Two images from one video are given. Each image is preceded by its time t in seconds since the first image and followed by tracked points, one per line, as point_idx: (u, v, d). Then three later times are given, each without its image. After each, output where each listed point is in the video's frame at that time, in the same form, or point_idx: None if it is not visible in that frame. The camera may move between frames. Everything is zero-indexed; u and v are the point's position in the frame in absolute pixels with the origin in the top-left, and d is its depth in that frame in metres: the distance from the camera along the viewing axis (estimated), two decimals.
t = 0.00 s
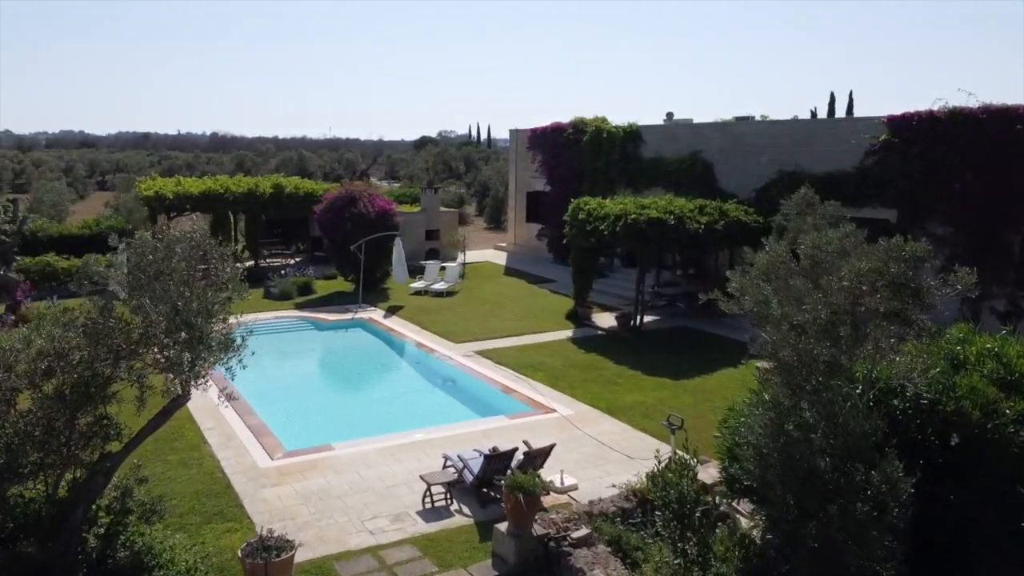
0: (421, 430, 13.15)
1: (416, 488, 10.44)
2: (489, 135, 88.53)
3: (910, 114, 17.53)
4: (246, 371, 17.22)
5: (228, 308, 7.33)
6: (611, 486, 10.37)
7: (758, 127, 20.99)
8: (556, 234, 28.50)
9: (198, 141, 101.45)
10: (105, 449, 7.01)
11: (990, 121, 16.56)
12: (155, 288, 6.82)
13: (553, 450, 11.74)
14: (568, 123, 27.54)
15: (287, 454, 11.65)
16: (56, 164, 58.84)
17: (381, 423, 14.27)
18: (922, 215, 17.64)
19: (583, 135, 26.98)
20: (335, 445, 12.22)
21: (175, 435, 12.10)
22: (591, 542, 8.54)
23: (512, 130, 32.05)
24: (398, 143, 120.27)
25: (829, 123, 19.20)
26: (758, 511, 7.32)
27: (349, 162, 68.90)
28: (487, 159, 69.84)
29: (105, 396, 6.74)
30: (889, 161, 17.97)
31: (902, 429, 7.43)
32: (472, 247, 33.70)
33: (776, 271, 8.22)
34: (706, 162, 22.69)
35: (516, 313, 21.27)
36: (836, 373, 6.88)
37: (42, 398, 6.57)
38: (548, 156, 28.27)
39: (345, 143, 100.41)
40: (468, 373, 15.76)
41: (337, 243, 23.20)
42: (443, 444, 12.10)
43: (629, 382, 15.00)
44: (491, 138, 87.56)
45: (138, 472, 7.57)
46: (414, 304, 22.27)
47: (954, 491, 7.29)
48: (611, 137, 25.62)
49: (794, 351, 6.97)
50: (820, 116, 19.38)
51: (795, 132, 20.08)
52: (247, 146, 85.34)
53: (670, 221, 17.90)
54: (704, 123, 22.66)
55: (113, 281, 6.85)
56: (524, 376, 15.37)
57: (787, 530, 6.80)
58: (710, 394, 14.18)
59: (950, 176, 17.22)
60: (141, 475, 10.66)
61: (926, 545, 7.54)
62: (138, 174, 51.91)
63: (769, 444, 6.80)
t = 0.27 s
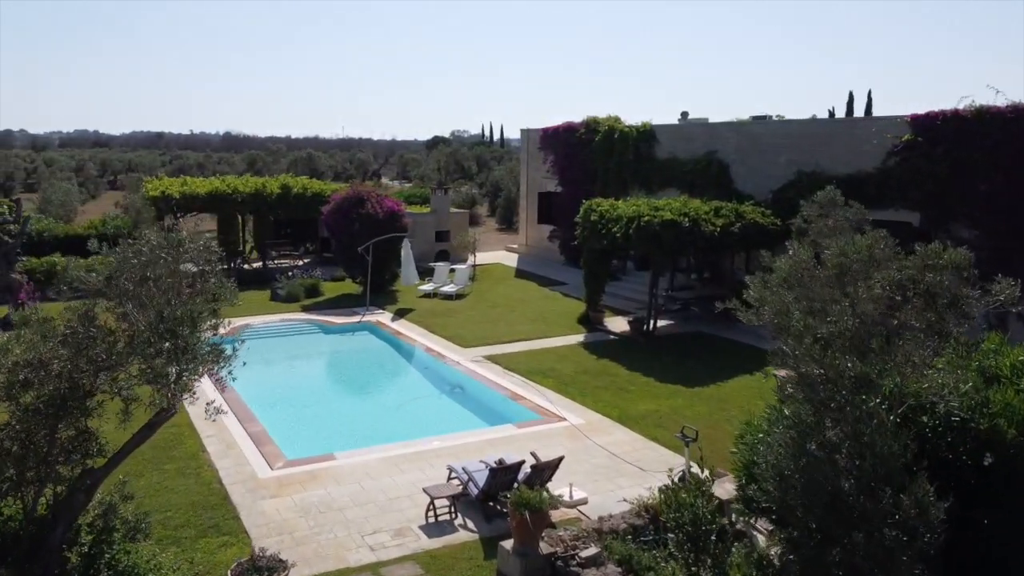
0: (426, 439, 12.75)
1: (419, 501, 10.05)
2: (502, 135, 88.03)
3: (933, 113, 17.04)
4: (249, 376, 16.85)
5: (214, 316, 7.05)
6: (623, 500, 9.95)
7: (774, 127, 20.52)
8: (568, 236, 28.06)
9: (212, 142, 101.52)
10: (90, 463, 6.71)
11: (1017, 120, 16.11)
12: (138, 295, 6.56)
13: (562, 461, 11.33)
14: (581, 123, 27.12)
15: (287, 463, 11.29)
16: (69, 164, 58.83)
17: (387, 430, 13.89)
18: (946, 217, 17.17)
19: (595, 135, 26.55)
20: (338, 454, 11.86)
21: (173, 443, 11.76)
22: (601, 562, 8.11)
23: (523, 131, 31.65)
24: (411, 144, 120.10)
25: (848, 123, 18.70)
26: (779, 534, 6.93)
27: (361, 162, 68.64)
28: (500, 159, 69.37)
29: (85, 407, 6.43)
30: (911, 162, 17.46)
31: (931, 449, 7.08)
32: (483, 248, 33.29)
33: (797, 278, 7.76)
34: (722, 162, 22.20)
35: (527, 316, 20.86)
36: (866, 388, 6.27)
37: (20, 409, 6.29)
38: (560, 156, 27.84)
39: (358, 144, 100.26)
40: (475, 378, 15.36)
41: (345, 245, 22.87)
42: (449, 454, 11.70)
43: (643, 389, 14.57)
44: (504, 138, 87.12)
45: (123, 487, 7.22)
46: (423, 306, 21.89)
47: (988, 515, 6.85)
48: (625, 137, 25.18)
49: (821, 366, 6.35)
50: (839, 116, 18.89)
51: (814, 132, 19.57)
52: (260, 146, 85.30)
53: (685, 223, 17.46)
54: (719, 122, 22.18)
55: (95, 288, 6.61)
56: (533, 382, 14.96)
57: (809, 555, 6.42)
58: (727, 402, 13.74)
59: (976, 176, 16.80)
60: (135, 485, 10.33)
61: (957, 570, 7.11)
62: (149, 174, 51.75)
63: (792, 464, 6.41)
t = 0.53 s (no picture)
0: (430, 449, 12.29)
1: (422, 516, 9.60)
2: (515, 135, 87.53)
3: (958, 112, 16.50)
4: (251, 380, 16.45)
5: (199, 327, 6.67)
6: (635, 516, 9.47)
7: (792, 126, 19.97)
8: (580, 238, 27.57)
9: (225, 142, 101.65)
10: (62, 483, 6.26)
11: None
12: (117, 302, 6.16)
13: (571, 474, 10.85)
14: (593, 123, 26.63)
15: (285, 475, 10.88)
16: (81, 164, 58.82)
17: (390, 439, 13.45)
18: (971, 220, 16.64)
19: (608, 134, 26.06)
20: (337, 465, 11.43)
21: (168, 453, 11.36)
22: None
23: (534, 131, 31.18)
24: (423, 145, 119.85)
25: (869, 122, 18.14)
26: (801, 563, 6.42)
27: (374, 163, 68.33)
28: (512, 159, 68.88)
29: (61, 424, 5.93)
30: (935, 162, 16.90)
31: (965, 470, 6.52)
32: (494, 249, 32.82)
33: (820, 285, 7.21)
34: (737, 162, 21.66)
35: (537, 320, 20.38)
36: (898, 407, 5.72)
37: None
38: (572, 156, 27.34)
39: (370, 144, 100.08)
40: (482, 386, 14.89)
41: (352, 246, 22.48)
42: (453, 465, 11.24)
43: (655, 397, 14.08)
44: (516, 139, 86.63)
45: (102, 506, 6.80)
46: (431, 309, 21.46)
47: None
48: (638, 136, 24.66)
49: (847, 381, 5.83)
50: (860, 114, 18.34)
51: (833, 131, 19.01)
52: (272, 147, 85.20)
53: (699, 226, 16.96)
54: (735, 122, 21.64)
55: (71, 293, 6.20)
56: (542, 390, 14.48)
57: None
58: (743, 412, 13.24)
59: (1002, 177, 16.28)
60: (127, 498, 9.93)
61: None
62: (160, 175, 51.61)
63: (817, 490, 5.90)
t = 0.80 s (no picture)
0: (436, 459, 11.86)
1: (424, 532, 9.16)
2: (529, 135, 87.02)
3: (986, 111, 15.92)
4: (254, 384, 16.08)
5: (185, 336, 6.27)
6: (648, 534, 9.01)
7: (812, 125, 19.42)
8: (593, 239, 27.09)
9: (241, 142, 101.76)
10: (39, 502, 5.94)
11: None
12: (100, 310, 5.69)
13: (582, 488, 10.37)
14: (607, 122, 26.15)
15: (284, 486, 10.49)
16: (95, 164, 58.88)
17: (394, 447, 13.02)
18: (999, 223, 16.04)
19: (622, 134, 25.56)
20: (338, 476, 11.02)
21: (165, 462, 11.00)
22: None
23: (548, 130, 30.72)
24: (437, 145, 119.63)
25: (893, 121, 17.58)
26: None
27: (387, 163, 68.04)
28: (526, 159, 68.32)
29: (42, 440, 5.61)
30: (962, 163, 16.32)
31: (1007, 497, 6.10)
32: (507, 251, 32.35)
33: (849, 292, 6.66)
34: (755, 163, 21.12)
35: (549, 323, 19.93)
36: (937, 430, 5.15)
37: None
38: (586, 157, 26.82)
39: (384, 144, 99.91)
40: (491, 392, 14.44)
41: (361, 248, 22.08)
42: (459, 477, 10.81)
43: (670, 406, 13.59)
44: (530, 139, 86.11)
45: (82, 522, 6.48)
46: (441, 312, 21.03)
47: None
48: (653, 136, 24.16)
49: (881, 403, 5.21)
50: (883, 113, 17.77)
51: (854, 131, 18.44)
52: (286, 147, 85.11)
53: (716, 228, 16.46)
54: (753, 121, 21.10)
55: (46, 302, 5.74)
56: (553, 397, 14.02)
57: None
58: (761, 422, 12.74)
59: None
60: (120, 510, 9.59)
61: None
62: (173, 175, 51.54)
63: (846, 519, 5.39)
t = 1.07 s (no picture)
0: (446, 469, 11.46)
1: (430, 550, 8.75)
2: (548, 136, 86.52)
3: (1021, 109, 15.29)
4: (263, 387, 15.73)
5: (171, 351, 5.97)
6: (667, 555, 8.54)
7: (837, 124, 18.85)
8: (611, 241, 26.60)
9: (260, 142, 102.01)
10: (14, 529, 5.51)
11: None
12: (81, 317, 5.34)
13: (597, 503, 9.93)
14: (626, 121, 25.66)
15: (287, 499, 10.10)
16: (114, 164, 59.04)
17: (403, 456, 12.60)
18: None
19: (641, 134, 25.07)
20: (343, 487, 10.61)
21: (167, 472, 10.67)
22: None
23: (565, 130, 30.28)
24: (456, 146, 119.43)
25: (922, 120, 16.98)
26: None
27: (405, 163, 67.81)
28: (545, 160, 67.80)
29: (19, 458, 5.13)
30: (995, 163, 15.70)
31: None
32: (524, 252, 31.91)
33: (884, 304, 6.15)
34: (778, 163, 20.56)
35: (565, 327, 19.49)
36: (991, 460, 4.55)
37: None
38: (604, 157, 26.34)
39: (403, 145, 99.77)
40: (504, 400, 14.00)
41: (375, 250, 21.75)
42: (469, 489, 10.39)
43: (689, 415, 13.10)
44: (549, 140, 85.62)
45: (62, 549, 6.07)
46: (456, 315, 20.63)
47: None
48: (673, 136, 23.65)
49: (923, 428, 4.69)
50: (912, 112, 17.18)
51: (881, 130, 17.85)
52: (304, 147, 85.13)
53: (738, 231, 15.93)
54: (776, 120, 20.55)
55: (23, 311, 5.41)
56: (568, 406, 13.56)
57: None
58: (785, 433, 12.22)
59: None
60: (118, 523, 9.28)
61: None
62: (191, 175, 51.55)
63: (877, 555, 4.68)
